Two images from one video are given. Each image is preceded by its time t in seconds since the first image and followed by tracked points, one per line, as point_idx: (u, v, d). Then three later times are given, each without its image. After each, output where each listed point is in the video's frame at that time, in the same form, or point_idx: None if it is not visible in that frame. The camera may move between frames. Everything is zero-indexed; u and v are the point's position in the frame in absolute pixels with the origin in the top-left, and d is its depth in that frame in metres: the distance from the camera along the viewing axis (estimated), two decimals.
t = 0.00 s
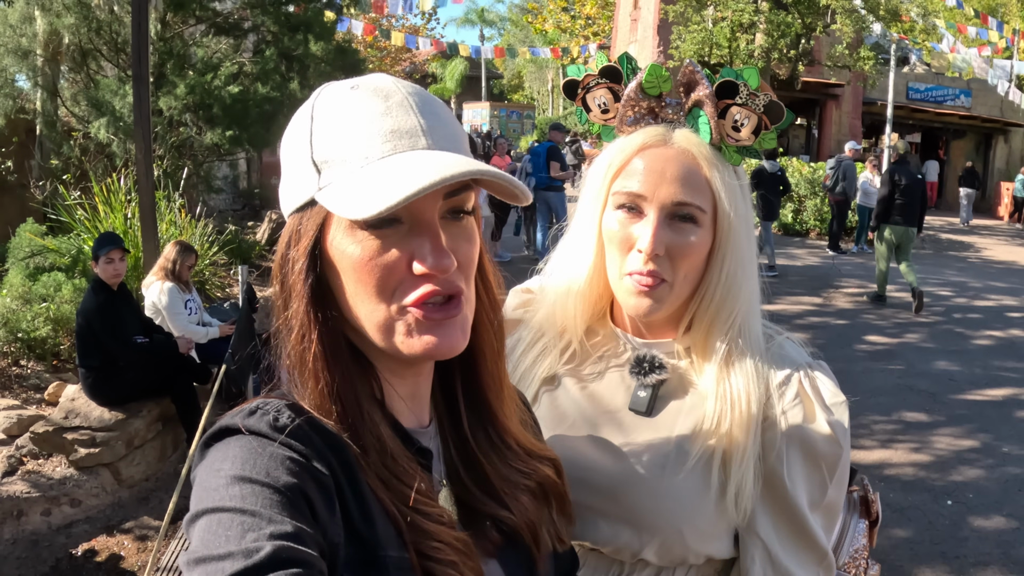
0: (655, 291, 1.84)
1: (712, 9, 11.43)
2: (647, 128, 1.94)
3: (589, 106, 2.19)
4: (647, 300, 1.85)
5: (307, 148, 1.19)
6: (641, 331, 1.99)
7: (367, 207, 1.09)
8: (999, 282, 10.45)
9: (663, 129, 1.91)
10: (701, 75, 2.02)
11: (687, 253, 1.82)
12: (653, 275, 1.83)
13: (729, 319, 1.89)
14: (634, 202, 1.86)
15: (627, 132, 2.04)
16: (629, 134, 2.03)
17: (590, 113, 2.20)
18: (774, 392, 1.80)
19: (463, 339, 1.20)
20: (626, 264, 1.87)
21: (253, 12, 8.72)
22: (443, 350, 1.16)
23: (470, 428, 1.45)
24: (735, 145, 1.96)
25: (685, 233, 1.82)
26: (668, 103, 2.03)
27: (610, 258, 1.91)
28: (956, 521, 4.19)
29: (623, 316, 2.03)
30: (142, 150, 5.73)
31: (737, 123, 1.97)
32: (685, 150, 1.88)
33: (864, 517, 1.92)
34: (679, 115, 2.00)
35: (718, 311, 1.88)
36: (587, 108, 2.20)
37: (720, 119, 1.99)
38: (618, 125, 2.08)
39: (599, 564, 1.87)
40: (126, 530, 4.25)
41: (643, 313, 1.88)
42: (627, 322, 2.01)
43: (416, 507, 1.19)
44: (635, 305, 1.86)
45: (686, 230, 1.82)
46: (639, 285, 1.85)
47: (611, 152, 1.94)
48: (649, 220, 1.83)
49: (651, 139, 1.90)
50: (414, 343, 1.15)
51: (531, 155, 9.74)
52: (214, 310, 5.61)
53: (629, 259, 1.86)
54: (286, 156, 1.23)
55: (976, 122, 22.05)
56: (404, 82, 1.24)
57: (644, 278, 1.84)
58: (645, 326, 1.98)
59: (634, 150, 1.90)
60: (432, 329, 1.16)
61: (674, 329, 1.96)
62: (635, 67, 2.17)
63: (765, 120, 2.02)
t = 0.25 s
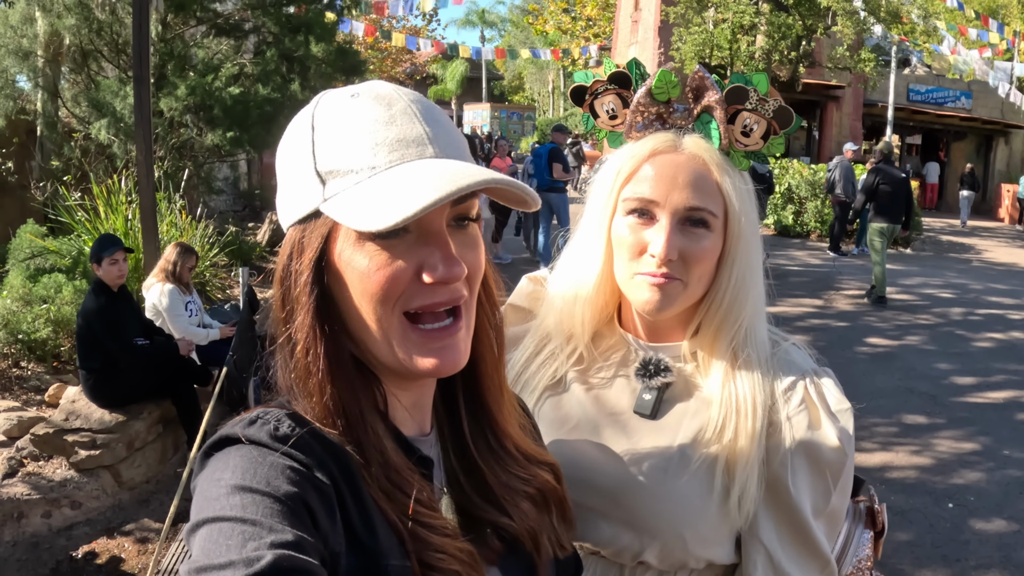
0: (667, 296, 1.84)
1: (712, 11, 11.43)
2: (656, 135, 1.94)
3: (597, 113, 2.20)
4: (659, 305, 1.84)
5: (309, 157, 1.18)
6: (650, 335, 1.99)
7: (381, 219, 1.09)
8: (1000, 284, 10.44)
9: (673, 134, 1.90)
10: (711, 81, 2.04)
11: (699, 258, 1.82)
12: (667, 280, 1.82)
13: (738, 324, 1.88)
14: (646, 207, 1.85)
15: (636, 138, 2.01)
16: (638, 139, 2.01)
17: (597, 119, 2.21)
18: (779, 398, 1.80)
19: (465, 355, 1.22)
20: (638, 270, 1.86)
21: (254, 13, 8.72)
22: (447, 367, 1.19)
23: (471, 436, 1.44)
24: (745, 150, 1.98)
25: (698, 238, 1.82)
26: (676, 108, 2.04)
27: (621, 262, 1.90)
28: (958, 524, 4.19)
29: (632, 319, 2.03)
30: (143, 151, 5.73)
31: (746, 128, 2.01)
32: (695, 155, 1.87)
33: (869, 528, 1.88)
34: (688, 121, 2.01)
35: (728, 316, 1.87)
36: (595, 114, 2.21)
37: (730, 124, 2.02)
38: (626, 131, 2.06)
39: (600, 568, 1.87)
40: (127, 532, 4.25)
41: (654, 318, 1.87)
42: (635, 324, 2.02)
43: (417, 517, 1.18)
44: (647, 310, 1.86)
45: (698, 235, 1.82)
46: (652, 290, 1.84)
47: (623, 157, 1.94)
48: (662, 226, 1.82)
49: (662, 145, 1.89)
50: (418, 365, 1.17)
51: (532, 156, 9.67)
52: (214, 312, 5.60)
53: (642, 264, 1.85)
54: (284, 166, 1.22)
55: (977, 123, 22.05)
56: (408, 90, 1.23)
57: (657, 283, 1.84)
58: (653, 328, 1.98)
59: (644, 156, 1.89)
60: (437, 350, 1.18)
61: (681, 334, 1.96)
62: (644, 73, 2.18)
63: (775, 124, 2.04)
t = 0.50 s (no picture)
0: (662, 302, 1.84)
1: (713, 13, 11.44)
2: (653, 141, 1.95)
3: (595, 118, 2.20)
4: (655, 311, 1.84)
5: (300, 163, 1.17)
6: (648, 338, 1.98)
7: (374, 228, 1.09)
8: (1000, 287, 10.44)
9: (670, 141, 1.91)
10: (707, 87, 2.02)
11: (695, 263, 1.82)
12: (662, 286, 1.83)
13: (736, 329, 1.88)
14: (642, 213, 1.85)
15: (634, 142, 2.03)
16: (636, 144, 2.02)
17: (596, 125, 2.20)
18: (776, 404, 1.80)
19: (454, 353, 1.21)
20: (634, 275, 1.86)
21: (255, 15, 8.73)
22: (436, 366, 1.18)
23: (464, 440, 1.44)
24: (742, 156, 1.96)
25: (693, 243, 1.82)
26: (674, 114, 2.03)
27: (618, 268, 1.91)
28: (957, 527, 4.19)
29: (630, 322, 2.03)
30: (143, 153, 5.73)
31: (744, 134, 1.98)
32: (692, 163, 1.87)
33: (866, 531, 1.88)
34: (685, 126, 2.00)
35: (725, 320, 1.87)
36: (593, 119, 2.21)
37: (726, 130, 1.99)
38: (624, 136, 2.07)
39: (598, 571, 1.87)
40: (126, 534, 4.26)
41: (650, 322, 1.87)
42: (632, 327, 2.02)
43: (410, 521, 1.18)
44: (643, 315, 1.86)
45: (694, 240, 1.82)
46: (647, 296, 1.84)
47: (620, 163, 1.94)
48: (657, 231, 1.82)
49: (659, 151, 1.90)
50: (407, 361, 1.16)
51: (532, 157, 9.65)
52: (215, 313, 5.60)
53: (637, 270, 1.85)
54: (277, 172, 1.22)
55: (977, 125, 22.06)
56: (400, 96, 1.23)
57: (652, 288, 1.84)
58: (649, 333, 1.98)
59: (641, 162, 1.90)
60: (424, 346, 1.17)
61: (677, 338, 1.96)
62: (642, 80, 2.18)
63: (771, 130, 2.03)
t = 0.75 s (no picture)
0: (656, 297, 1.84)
1: (713, 14, 11.44)
2: (648, 138, 1.95)
3: (593, 115, 2.20)
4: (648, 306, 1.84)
5: (291, 160, 1.20)
6: (646, 336, 1.98)
7: (335, 225, 1.09)
8: (1001, 288, 10.43)
9: (664, 137, 1.92)
10: (701, 84, 2.03)
11: (687, 258, 1.81)
12: (655, 280, 1.83)
13: (732, 327, 1.88)
14: (635, 208, 1.85)
15: (629, 141, 2.04)
16: (631, 142, 2.03)
17: (594, 122, 2.21)
18: (775, 402, 1.81)
19: (438, 358, 1.20)
20: (627, 271, 1.87)
21: (256, 15, 8.73)
22: (417, 369, 1.17)
23: (459, 438, 1.44)
24: (737, 153, 1.95)
25: (686, 238, 1.82)
26: (670, 111, 2.03)
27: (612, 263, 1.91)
28: (958, 528, 4.18)
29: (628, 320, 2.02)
30: (143, 153, 5.73)
31: (737, 131, 1.98)
32: (685, 159, 1.88)
33: (868, 531, 1.86)
34: (681, 123, 2.01)
35: (721, 317, 1.87)
36: (592, 117, 2.21)
37: (719, 127, 2.00)
38: (621, 134, 2.08)
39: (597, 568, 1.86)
40: (125, 535, 4.25)
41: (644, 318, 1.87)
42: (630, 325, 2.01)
43: (404, 517, 1.18)
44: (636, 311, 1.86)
45: (687, 235, 1.82)
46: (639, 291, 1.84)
47: (614, 160, 1.95)
48: (649, 226, 1.82)
49: (652, 147, 1.91)
50: (388, 362, 1.15)
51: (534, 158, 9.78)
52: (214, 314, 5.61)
53: (630, 265, 1.85)
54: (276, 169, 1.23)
55: (978, 127, 22.05)
56: (390, 92, 1.22)
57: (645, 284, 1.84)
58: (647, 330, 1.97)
59: (635, 158, 1.90)
60: (408, 346, 1.16)
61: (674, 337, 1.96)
62: (638, 77, 2.16)
63: (765, 127, 2.03)
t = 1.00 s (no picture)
0: (664, 296, 1.86)
1: (715, 15, 11.43)
2: (656, 138, 1.96)
3: (602, 117, 2.20)
4: (657, 306, 1.87)
5: (291, 163, 1.20)
6: (655, 334, 2.00)
7: (333, 222, 1.09)
8: (1001, 290, 10.43)
9: (673, 137, 1.93)
10: (710, 85, 2.03)
11: (696, 257, 1.83)
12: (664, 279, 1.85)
13: (741, 324, 1.89)
14: (644, 208, 1.87)
15: (639, 141, 2.04)
16: (641, 143, 2.03)
17: (603, 123, 2.21)
18: (783, 398, 1.81)
19: (446, 348, 1.20)
20: (637, 270, 1.88)
21: (257, 16, 8.73)
22: (426, 360, 1.17)
23: (465, 436, 1.44)
24: (744, 154, 1.95)
25: (695, 237, 1.83)
26: (678, 112, 2.04)
27: (621, 262, 1.92)
28: (959, 529, 4.18)
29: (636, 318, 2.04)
30: (145, 153, 5.72)
31: (744, 131, 1.96)
32: (693, 159, 1.89)
33: (871, 529, 1.87)
34: (689, 124, 2.01)
35: (730, 314, 1.88)
36: (601, 118, 2.21)
37: (727, 128, 1.98)
38: (630, 134, 2.08)
39: (606, 564, 1.87)
40: (127, 535, 4.25)
41: (655, 318, 1.89)
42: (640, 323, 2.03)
43: (412, 516, 1.17)
44: (645, 311, 1.88)
45: (696, 234, 1.83)
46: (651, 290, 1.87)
47: (623, 160, 1.96)
48: (658, 226, 1.84)
49: (661, 147, 1.92)
50: (392, 355, 1.15)
51: (536, 159, 9.84)
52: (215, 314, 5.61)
53: (640, 265, 1.87)
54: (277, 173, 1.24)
55: (978, 128, 22.07)
56: (388, 93, 1.23)
57: (656, 283, 1.86)
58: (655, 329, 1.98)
59: (644, 158, 1.91)
60: (415, 338, 1.16)
61: (682, 336, 1.97)
62: (647, 78, 2.17)
63: (772, 127, 2.02)
